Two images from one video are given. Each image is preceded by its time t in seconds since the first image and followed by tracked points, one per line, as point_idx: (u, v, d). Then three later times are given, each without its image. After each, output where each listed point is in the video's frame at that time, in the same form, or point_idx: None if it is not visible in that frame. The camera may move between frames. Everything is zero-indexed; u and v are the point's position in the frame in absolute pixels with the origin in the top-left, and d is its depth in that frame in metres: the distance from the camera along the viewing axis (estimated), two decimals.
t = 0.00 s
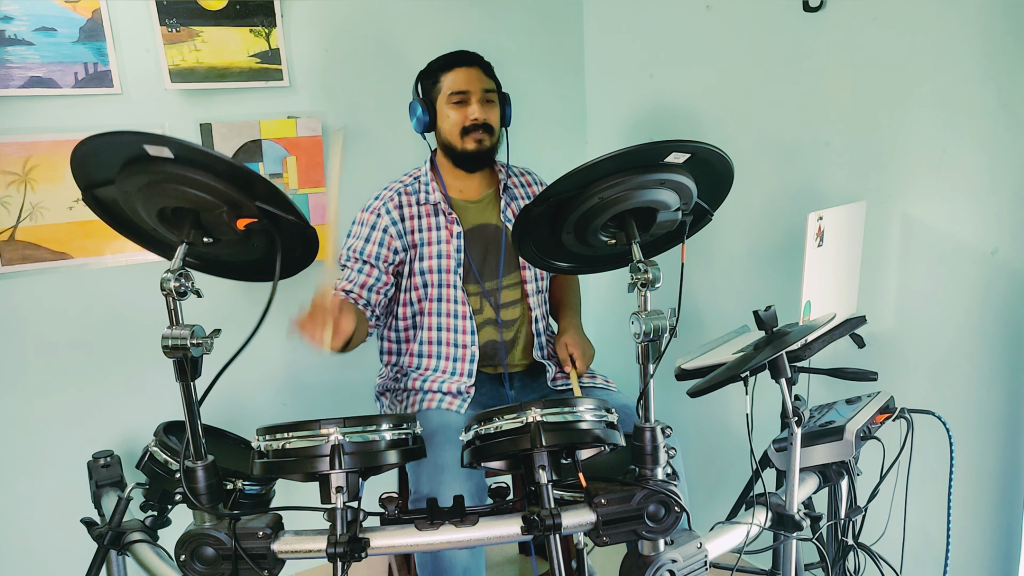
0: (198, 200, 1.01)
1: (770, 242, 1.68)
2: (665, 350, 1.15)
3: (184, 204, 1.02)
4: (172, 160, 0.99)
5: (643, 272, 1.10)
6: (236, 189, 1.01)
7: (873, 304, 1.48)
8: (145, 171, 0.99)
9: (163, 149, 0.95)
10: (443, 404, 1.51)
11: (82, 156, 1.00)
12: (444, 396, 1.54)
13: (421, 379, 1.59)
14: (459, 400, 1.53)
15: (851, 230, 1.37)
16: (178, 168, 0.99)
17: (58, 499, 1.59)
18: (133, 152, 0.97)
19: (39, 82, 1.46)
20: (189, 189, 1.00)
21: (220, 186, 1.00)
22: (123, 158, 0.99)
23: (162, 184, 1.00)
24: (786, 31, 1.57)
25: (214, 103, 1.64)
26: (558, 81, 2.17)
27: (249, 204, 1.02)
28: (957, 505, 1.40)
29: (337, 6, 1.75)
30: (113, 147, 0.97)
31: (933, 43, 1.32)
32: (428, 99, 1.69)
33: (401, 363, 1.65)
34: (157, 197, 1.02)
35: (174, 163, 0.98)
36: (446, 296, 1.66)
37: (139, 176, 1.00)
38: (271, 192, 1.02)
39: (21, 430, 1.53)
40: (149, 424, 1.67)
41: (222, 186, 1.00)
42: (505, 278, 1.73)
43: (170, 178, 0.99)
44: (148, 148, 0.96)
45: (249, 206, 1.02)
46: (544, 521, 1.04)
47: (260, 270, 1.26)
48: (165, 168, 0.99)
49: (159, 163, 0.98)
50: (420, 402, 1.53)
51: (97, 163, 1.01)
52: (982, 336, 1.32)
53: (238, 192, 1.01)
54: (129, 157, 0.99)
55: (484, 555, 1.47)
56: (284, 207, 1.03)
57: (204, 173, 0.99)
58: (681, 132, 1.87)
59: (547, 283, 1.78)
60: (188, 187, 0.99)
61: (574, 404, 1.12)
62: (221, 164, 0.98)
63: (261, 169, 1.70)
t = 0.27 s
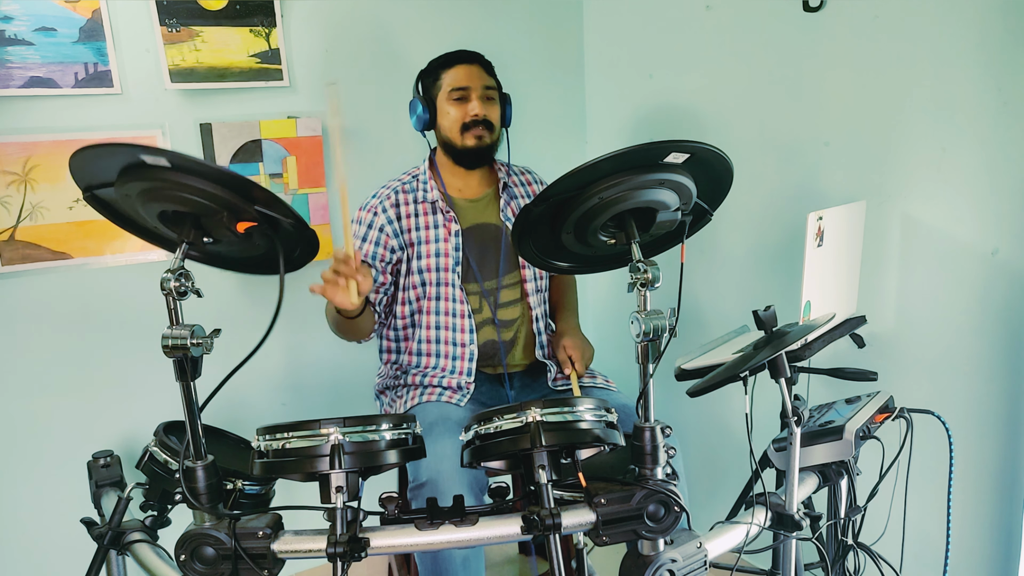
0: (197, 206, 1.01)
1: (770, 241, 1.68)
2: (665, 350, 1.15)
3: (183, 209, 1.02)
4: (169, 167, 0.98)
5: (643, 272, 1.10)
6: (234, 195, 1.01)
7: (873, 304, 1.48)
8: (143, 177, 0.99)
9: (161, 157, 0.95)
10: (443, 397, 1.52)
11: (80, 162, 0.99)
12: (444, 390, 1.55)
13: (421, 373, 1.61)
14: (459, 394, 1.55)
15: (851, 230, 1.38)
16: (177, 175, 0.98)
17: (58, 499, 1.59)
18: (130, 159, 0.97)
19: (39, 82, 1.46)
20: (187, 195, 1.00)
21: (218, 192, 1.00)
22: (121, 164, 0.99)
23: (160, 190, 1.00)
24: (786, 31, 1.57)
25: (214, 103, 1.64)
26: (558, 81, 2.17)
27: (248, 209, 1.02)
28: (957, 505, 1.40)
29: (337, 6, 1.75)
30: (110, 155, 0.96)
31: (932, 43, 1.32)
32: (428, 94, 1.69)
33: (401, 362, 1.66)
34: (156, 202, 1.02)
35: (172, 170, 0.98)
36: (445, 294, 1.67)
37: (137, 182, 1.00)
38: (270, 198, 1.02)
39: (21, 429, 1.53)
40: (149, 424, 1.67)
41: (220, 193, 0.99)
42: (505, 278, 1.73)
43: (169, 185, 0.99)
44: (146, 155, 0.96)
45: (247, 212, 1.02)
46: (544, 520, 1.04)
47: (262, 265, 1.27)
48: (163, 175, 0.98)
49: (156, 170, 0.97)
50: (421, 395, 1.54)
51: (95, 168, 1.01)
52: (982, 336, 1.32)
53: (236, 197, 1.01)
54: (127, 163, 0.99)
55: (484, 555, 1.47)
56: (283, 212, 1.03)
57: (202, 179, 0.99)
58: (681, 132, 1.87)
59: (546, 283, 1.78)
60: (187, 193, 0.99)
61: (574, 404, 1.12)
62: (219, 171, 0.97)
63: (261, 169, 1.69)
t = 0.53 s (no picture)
0: (198, 201, 1.01)
1: (770, 241, 1.68)
2: (665, 350, 1.15)
3: (185, 205, 1.02)
4: (171, 161, 0.99)
5: (643, 272, 1.10)
6: (235, 189, 1.01)
7: (873, 304, 1.48)
8: (145, 172, 0.99)
9: (162, 150, 0.95)
10: (444, 411, 1.51)
11: (80, 159, 0.99)
12: (444, 402, 1.54)
13: (421, 381, 1.59)
14: (460, 406, 1.53)
15: (851, 230, 1.37)
16: (179, 169, 0.99)
17: (58, 499, 1.59)
18: (131, 154, 0.97)
19: (39, 82, 1.46)
20: (188, 190, 1.00)
21: (220, 186, 1.00)
22: (122, 159, 0.99)
23: (160, 185, 1.00)
24: (786, 31, 1.57)
25: (214, 103, 1.64)
26: (558, 80, 2.17)
27: (250, 204, 1.02)
28: (957, 505, 1.40)
29: (337, 6, 1.74)
30: (112, 149, 0.96)
31: (932, 43, 1.32)
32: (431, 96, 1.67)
33: (401, 364, 1.65)
34: (156, 198, 1.02)
35: (174, 163, 0.98)
36: (446, 295, 1.66)
37: (138, 178, 1.00)
38: (270, 192, 1.02)
39: (21, 429, 1.53)
40: (149, 424, 1.67)
41: (222, 186, 1.00)
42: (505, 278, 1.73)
43: (171, 179, 0.99)
44: (148, 150, 0.96)
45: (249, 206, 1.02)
46: (544, 521, 1.04)
47: (261, 267, 1.27)
48: (165, 169, 0.99)
49: (159, 164, 0.98)
50: (421, 408, 1.53)
51: (95, 165, 1.01)
52: (982, 336, 1.32)
53: (237, 191, 1.01)
54: (128, 158, 0.99)
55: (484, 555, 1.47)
56: (285, 206, 1.03)
57: (204, 173, 0.99)
58: (681, 132, 1.87)
59: (547, 282, 1.78)
60: (188, 188, 0.99)
61: (574, 405, 1.12)
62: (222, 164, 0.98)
63: (261, 169, 1.69)
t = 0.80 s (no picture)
0: (197, 203, 1.01)
1: (770, 241, 1.68)
2: (665, 350, 1.15)
3: (185, 206, 1.02)
4: (172, 162, 0.99)
5: (643, 272, 1.10)
6: (235, 191, 1.01)
7: (873, 304, 1.48)
8: (146, 172, 0.99)
9: (163, 151, 0.96)
10: (444, 408, 1.51)
11: (81, 159, 1.00)
12: (444, 400, 1.55)
13: (420, 382, 1.60)
14: (460, 404, 1.54)
15: (851, 230, 1.37)
16: (179, 170, 0.99)
17: (58, 498, 1.59)
18: (132, 154, 0.97)
19: (39, 82, 1.46)
20: (188, 192, 1.00)
21: (219, 188, 1.00)
22: (123, 159, 1.00)
23: (160, 186, 1.00)
24: (786, 31, 1.57)
25: (214, 103, 1.64)
26: (558, 80, 2.17)
27: (249, 206, 1.02)
28: (957, 504, 1.40)
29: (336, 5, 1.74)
30: (113, 149, 0.97)
31: (933, 43, 1.32)
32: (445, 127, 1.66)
33: (398, 366, 1.66)
34: (156, 199, 1.02)
35: (174, 164, 0.98)
36: (442, 297, 1.67)
37: (138, 179, 1.00)
38: (270, 195, 1.02)
39: (21, 429, 1.53)
40: (149, 424, 1.67)
41: (221, 188, 1.00)
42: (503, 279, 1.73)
43: (171, 181, 0.99)
44: (148, 150, 0.96)
45: (249, 208, 1.02)
46: (544, 520, 1.04)
47: (260, 268, 1.27)
48: (165, 170, 0.99)
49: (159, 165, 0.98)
50: (421, 407, 1.52)
51: (96, 164, 1.02)
52: (982, 337, 1.32)
53: (237, 194, 1.01)
54: (129, 158, 0.99)
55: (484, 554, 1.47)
56: (284, 208, 1.03)
57: (204, 175, 0.99)
58: (681, 131, 1.87)
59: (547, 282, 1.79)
60: (187, 189, 1.00)
61: (574, 405, 1.12)
62: (222, 166, 0.98)
63: (261, 169, 1.69)
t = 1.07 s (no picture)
0: (198, 202, 1.01)
1: (770, 241, 1.68)
2: (665, 350, 1.15)
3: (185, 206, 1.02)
4: (172, 161, 0.99)
5: (643, 272, 1.10)
6: (235, 190, 1.01)
7: (873, 304, 1.48)
8: (146, 172, 1.00)
9: (162, 151, 0.96)
10: (443, 410, 1.50)
11: (82, 158, 1.00)
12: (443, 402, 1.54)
13: (420, 382, 1.60)
14: (457, 407, 1.53)
15: (851, 230, 1.37)
16: (179, 169, 0.99)
17: (58, 499, 1.59)
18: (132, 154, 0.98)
19: (39, 82, 1.46)
20: (188, 191, 1.00)
21: (219, 188, 1.00)
22: (124, 158, 1.00)
23: (161, 186, 1.00)
24: (786, 31, 1.57)
25: (214, 103, 1.64)
26: (558, 80, 2.17)
27: (249, 207, 1.02)
28: (957, 504, 1.40)
29: (336, 5, 1.74)
30: (113, 148, 0.97)
31: (933, 43, 1.32)
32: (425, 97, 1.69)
33: (400, 365, 1.66)
34: (156, 198, 1.02)
35: (174, 163, 0.98)
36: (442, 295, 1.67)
37: (139, 178, 1.00)
38: (271, 194, 1.02)
39: (21, 429, 1.53)
40: (149, 424, 1.67)
41: (221, 188, 1.00)
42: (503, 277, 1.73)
43: (171, 180, 0.99)
44: (148, 150, 0.96)
45: (249, 208, 1.02)
46: (544, 520, 1.04)
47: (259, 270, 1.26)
48: (165, 169, 0.99)
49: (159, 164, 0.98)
50: (419, 407, 1.52)
51: (97, 164, 1.02)
52: (983, 336, 1.32)
53: (237, 193, 1.01)
54: (130, 158, 1.00)
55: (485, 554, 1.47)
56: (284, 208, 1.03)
57: (204, 175, 0.99)
58: (681, 131, 1.87)
59: (546, 281, 1.78)
60: (188, 188, 1.00)
61: (574, 404, 1.12)
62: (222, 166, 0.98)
63: (261, 169, 1.69)
